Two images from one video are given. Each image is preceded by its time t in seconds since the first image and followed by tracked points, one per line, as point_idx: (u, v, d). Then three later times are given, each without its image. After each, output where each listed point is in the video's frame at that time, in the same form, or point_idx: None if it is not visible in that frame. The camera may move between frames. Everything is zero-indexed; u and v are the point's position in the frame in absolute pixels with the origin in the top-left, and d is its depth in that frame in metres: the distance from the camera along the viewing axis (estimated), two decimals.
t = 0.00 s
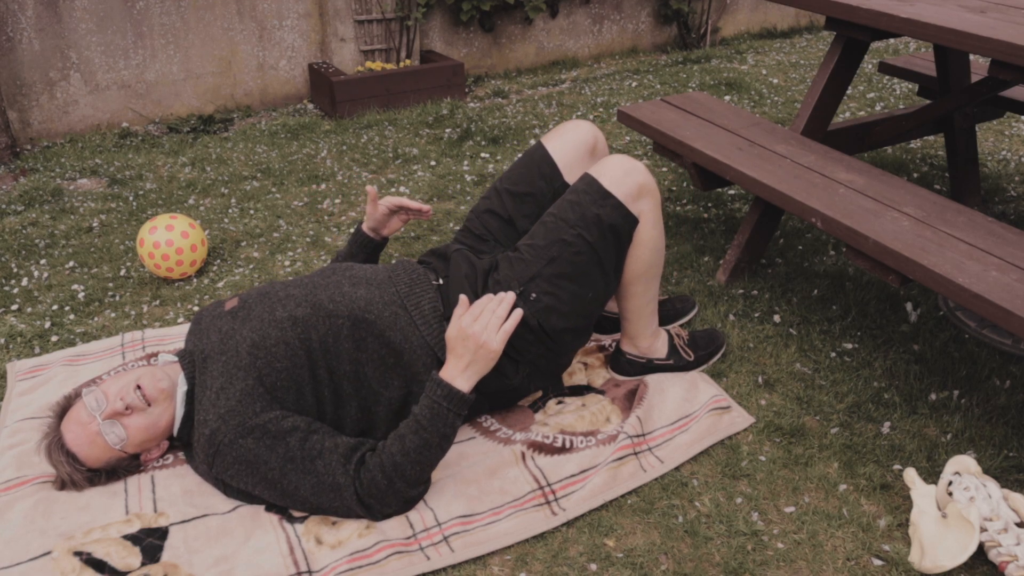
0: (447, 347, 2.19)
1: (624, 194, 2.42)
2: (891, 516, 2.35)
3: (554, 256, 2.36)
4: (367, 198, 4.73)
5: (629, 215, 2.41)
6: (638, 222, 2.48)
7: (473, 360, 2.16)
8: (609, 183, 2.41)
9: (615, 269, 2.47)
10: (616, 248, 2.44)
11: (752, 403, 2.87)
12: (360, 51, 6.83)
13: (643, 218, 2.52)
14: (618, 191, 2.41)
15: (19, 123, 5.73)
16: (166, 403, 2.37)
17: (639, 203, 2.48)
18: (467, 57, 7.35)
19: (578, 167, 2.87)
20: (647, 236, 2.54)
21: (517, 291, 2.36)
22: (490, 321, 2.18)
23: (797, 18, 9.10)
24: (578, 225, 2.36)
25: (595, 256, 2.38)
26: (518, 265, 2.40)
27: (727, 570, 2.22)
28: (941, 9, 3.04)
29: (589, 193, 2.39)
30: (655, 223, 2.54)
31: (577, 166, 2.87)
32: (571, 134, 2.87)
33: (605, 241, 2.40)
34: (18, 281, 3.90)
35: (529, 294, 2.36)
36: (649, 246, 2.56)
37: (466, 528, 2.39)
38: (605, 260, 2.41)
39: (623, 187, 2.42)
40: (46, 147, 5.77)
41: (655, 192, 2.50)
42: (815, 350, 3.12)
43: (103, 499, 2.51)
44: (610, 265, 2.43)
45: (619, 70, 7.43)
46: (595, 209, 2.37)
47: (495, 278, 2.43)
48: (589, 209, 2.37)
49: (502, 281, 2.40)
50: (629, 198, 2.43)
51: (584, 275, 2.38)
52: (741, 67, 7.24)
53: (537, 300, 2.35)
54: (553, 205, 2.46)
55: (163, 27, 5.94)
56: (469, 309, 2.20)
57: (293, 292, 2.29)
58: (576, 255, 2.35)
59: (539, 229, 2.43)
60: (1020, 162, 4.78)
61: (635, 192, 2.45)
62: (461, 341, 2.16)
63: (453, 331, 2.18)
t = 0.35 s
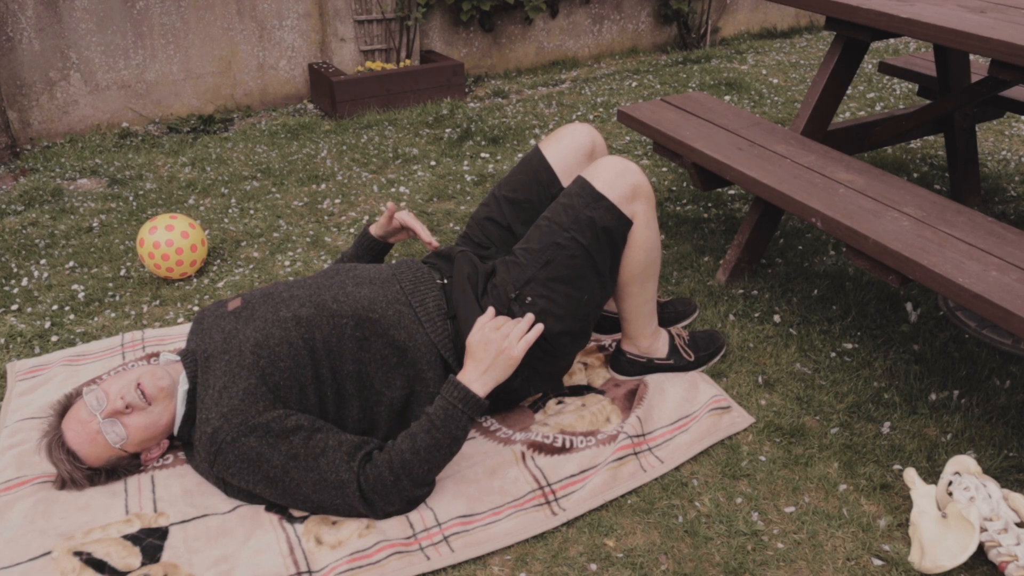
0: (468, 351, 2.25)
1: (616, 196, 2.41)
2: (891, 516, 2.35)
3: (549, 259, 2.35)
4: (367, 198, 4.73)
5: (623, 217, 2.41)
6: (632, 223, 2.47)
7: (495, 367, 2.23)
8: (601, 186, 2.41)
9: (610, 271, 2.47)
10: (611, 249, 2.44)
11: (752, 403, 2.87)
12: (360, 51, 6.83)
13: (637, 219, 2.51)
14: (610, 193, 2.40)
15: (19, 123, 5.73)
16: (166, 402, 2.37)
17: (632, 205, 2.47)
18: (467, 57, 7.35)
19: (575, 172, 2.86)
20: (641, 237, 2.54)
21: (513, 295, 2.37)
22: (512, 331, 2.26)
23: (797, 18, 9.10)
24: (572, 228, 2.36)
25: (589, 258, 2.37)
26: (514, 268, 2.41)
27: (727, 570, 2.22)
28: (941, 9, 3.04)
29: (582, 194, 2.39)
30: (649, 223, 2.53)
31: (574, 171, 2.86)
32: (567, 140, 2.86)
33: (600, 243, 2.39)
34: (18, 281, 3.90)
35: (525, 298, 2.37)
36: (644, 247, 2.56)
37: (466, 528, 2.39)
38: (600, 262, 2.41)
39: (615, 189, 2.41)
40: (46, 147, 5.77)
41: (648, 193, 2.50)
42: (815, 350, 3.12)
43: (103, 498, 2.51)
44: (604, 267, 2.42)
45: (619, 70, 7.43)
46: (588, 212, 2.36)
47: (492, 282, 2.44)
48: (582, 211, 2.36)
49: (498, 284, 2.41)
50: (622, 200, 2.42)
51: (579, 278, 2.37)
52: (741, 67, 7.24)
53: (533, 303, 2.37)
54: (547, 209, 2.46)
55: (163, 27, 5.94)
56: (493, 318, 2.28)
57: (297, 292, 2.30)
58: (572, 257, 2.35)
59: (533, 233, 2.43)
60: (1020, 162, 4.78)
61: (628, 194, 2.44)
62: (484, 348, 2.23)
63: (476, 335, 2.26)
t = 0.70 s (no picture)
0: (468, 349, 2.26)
1: (615, 193, 2.41)
2: (891, 516, 2.35)
3: (547, 255, 2.35)
4: (367, 198, 4.74)
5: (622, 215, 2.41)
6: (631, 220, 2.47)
7: (496, 364, 2.24)
8: (600, 182, 2.41)
9: (609, 268, 2.46)
10: (610, 245, 2.43)
11: (752, 403, 2.87)
12: (360, 51, 6.83)
13: (636, 216, 2.50)
14: (610, 189, 2.40)
15: (19, 123, 5.73)
16: (167, 403, 2.36)
17: (632, 202, 2.47)
18: (467, 57, 7.35)
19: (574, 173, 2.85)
20: (640, 234, 2.54)
21: (512, 291, 2.38)
22: (511, 329, 2.26)
23: (797, 18, 9.10)
24: (570, 224, 2.36)
25: (588, 254, 2.37)
26: (513, 264, 2.42)
27: (727, 570, 2.22)
28: (941, 9, 3.04)
29: (580, 191, 2.39)
30: (648, 220, 2.53)
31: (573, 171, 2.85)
32: (565, 141, 2.85)
33: (599, 240, 2.39)
34: (18, 281, 3.90)
35: (524, 295, 2.37)
36: (643, 243, 2.56)
37: (466, 528, 2.39)
38: (599, 258, 2.40)
39: (614, 186, 2.41)
40: (46, 147, 5.77)
41: (647, 189, 2.49)
42: (815, 350, 3.12)
43: (103, 499, 2.51)
44: (603, 263, 2.42)
45: (619, 70, 7.43)
46: (587, 208, 2.37)
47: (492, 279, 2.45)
48: (581, 208, 2.37)
49: (498, 281, 2.42)
50: (621, 196, 2.42)
51: (579, 274, 2.37)
52: (741, 67, 7.24)
53: (532, 300, 2.37)
54: (546, 207, 2.46)
55: (164, 27, 5.94)
56: (491, 318, 2.29)
57: (297, 292, 2.30)
58: (570, 254, 2.35)
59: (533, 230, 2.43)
60: (1020, 162, 4.78)
61: (628, 190, 2.44)
62: (484, 346, 2.23)
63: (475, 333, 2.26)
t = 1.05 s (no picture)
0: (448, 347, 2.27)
1: (615, 193, 2.41)
2: (891, 516, 2.35)
3: (547, 256, 2.36)
4: (367, 198, 4.74)
5: (623, 215, 2.41)
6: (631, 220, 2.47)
7: (478, 350, 2.23)
8: (601, 182, 2.40)
9: (609, 268, 2.46)
10: (610, 246, 2.43)
11: (752, 403, 2.87)
12: (360, 51, 6.83)
13: (636, 216, 2.50)
14: (610, 190, 2.40)
15: (19, 123, 5.74)
16: (168, 404, 2.36)
17: (632, 202, 2.47)
18: (467, 57, 7.35)
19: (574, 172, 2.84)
20: (640, 234, 2.54)
21: (512, 292, 2.38)
22: (474, 316, 2.24)
23: (797, 18, 9.10)
24: (571, 224, 2.36)
25: (588, 254, 2.37)
26: (513, 264, 2.42)
27: (728, 570, 2.22)
28: (941, 9, 3.04)
29: (580, 191, 2.39)
30: (648, 220, 2.53)
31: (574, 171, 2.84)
32: (565, 141, 2.85)
33: (599, 240, 2.39)
34: (18, 281, 3.90)
35: (525, 295, 2.37)
36: (643, 243, 2.56)
37: (466, 528, 2.39)
38: (599, 258, 2.40)
39: (615, 186, 2.41)
40: (46, 147, 5.77)
41: (647, 189, 2.49)
42: (815, 350, 3.12)
43: (103, 499, 2.51)
44: (603, 263, 2.42)
45: (619, 70, 7.43)
46: (587, 208, 2.36)
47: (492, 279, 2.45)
48: (581, 208, 2.37)
49: (498, 282, 2.42)
50: (621, 196, 2.42)
51: (579, 274, 2.37)
52: (741, 67, 7.24)
53: (532, 300, 2.37)
54: (546, 207, 2.46)
55: (164, 27, 5.94)
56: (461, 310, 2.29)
57: (297, 292, 2.30)
58: (570, 254, 2.35)
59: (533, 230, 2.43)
60: (1020, 162, 4.78)
61: (628, 190, 2.44)
62: (459, 334, 2.22)
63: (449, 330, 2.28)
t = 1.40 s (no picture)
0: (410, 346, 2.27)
1: (615, 193, 2.41)
2: (891, 516, 2.35)
3: (547, 256, 2.36)
4: (367, 198, 4.74)
5: (623, 216, 2.41)
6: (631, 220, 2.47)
7: (428, 331, 2.22)
8: (601, 183, 2.40)
9: (609, 268, 2.46)
10: (610, 246, 2.43)
11: (752, 403, 2.87)
12: (360, 51, 6.83)
13: (636, 215, 2.50)
14: (610, 190, 2.40)
15: (19, 123, 5.74)
16: (168, 404, 2.36)
17: (632, 202, 2.47)
18: (467, 57, 7.35)
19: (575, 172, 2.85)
20: (640, 233, 2.53)
21: (512, 292, 2.38)
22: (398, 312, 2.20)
23: (797, 18, 9.10)
24: (571, 224, 2.36)
25: (588, 255, 2.37)
26: (513, 264, 2.42)
27: (728, 570, 2.22)
28: (941, 9, 3.04)
29: (580, 192, 2.39)
30: (648, 220, 2.53)
31: (574, 172, 2.84)
32: (566, 142, 2.85)
33: (599, 240, 2.38)
34: (18, 281, 3.90)
35: (525, 296, 2.37)
36: (643, 244, 2.56)
37: (466, 528, 2.39)
38: (599, 258, 2.40)
39: (615, 186, 2.41)
40: (46, 147, 5.77)
41: (647, 189, 2.49)
42: (815, 350, 3.12)
43: (103, 499, 2.51)
44: (603, 263, 2.42)
45: (619, 70, 7.43)
46: (587, 208, 2.36)
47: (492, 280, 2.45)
48: (581, 208, 2.37)
49: (498, 282, 2.42)
50: (622, 196, 2.42)
51: (578, 275, 2.37)
52: (741, 67, 7.24)
53: (532, 301, 2.37)
54: (546, 207, 2.46)
55: (164, 27, 5.94)
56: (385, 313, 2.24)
57: (297, 292, 2.29)
58: (570, 254, 2.35)
59: (533, 230, 2.43)
60: (1020, 162, 4.78)
61: (628, 190, 2.44)
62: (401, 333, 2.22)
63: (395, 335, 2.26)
